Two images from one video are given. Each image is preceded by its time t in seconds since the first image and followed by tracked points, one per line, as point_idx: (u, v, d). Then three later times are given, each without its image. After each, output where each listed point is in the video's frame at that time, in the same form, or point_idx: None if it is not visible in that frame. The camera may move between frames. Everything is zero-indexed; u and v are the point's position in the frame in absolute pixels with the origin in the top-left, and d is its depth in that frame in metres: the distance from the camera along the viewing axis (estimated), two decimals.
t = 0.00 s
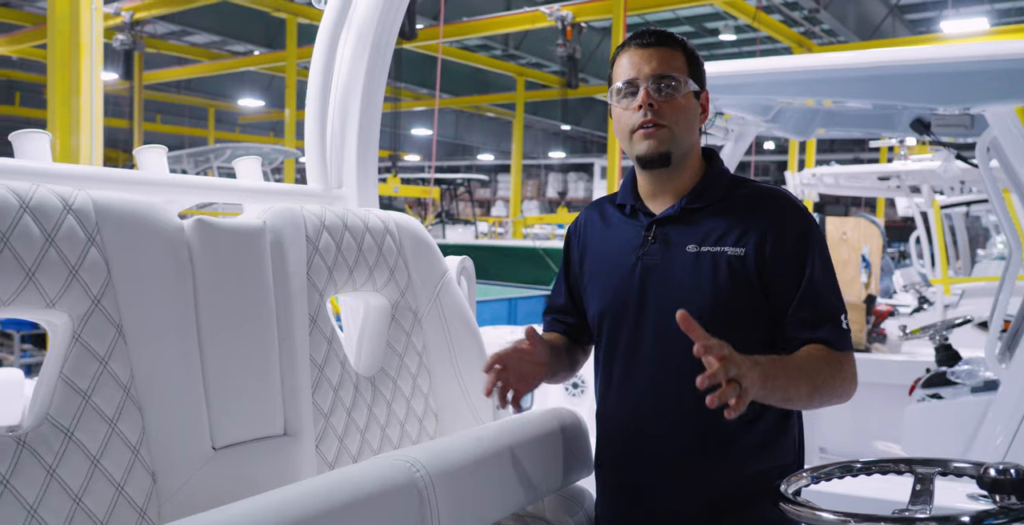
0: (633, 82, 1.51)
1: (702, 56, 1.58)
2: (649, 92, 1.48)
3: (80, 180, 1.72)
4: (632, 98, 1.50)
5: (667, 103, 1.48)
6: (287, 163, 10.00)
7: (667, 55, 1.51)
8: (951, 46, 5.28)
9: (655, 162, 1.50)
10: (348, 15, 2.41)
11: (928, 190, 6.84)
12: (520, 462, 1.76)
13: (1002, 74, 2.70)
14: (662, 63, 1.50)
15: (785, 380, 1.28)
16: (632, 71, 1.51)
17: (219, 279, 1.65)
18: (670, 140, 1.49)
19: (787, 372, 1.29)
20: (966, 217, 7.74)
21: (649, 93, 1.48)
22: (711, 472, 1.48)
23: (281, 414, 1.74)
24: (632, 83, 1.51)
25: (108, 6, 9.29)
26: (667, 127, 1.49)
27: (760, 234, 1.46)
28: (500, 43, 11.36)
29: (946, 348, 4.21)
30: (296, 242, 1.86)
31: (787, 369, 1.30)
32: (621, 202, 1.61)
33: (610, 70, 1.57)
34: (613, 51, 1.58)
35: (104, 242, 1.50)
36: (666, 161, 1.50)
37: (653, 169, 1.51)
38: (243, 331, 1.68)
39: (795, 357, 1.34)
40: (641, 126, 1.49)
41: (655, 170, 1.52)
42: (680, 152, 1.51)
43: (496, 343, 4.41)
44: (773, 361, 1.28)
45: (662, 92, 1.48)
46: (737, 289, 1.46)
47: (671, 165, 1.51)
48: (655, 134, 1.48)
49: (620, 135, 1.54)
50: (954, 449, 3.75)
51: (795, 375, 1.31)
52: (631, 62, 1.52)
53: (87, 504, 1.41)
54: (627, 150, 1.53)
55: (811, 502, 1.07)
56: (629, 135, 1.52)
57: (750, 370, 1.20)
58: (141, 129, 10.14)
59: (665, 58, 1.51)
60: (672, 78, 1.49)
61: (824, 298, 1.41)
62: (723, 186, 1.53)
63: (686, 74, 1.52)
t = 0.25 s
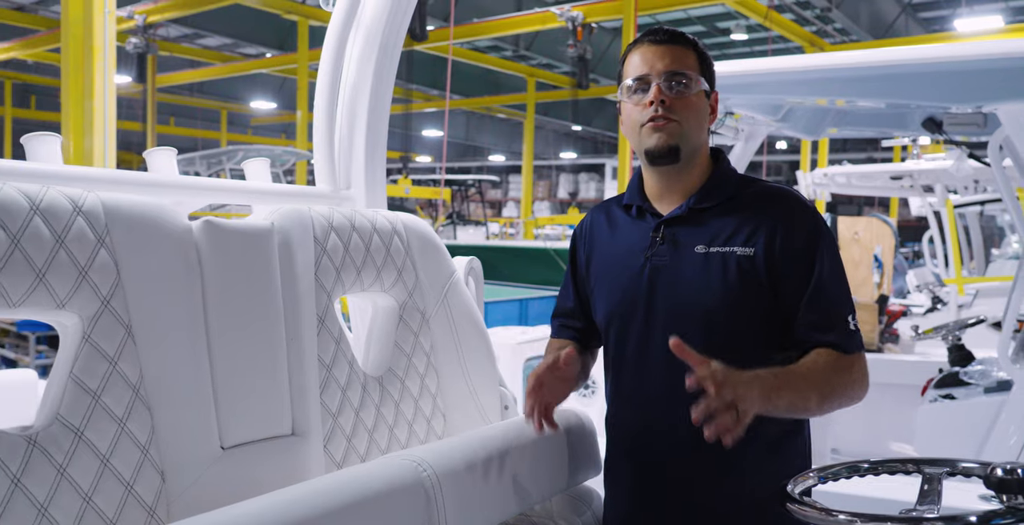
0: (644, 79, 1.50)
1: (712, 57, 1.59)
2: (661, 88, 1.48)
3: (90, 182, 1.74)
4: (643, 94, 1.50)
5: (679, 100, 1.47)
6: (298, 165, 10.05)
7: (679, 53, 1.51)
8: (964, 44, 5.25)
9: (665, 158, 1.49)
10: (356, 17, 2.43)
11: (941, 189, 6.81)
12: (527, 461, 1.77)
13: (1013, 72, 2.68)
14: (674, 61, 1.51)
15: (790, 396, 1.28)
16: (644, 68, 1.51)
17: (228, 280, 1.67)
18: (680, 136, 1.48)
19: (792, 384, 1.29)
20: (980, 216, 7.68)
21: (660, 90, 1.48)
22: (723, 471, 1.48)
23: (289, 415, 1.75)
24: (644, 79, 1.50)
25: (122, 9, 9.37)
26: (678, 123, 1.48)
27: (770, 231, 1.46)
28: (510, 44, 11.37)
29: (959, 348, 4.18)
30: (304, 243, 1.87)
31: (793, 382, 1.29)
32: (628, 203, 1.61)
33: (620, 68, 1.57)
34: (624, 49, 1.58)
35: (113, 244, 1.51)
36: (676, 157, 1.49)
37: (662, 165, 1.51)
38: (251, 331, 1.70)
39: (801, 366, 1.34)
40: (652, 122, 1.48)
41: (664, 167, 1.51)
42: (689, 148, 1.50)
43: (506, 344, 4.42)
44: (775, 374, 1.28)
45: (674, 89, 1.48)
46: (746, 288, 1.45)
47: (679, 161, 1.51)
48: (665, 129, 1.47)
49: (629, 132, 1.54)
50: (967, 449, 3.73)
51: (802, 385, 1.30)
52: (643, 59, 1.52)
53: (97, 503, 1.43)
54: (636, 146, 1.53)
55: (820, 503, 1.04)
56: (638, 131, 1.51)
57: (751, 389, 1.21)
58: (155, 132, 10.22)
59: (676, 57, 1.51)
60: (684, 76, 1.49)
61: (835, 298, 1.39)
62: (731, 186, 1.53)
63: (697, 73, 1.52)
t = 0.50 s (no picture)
0: (664, 78, 1.50)
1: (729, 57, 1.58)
2: (682, 88, 1.48)
3: (99, 184, 1.76)
4: (664, 93, 1.49)
5: (699, 100, 1.47)
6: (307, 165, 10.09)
7: (699, 52, 1.51)
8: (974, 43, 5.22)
9: (682, 158, 1.50)
10: (362, 18, 2.44)
11: (951, 188, 6.78)
12: (530, 461, 1.77)
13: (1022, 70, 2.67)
14: (695, 60, 1.50)
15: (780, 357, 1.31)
16: (665, 66, 1.51)
17: (233, 280, 1.68)
18: (699, 136, 1.49)
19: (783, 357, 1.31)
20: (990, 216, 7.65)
21: (682, 90, 1.48)
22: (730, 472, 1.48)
23: (295, 414, 1.76)
24: (664, 78, 1.50)
25: (131, 11, 9.42)
26: (697, 124, 1.49)
27: (779, 225, 1.47)
28: (518, 45, 11.39)
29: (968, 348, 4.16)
30: (310, 243, 1.88)
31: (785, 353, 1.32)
32: (637, 199, 1.61)
33: (637, 64, 1.57)
34: (641, 45, 1.57)
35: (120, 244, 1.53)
36: (693, 157, 1.50)
37: (678, 165, 1.51)
38: (257, 331, 1.71)
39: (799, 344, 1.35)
40: (671, 122, 1.48)
41: (681, 166, 1.51)
42: (706, 150, 1.51)
43: (513, 343, 4.42)
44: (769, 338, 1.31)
45: (695, 89, 1.48)
46: (754, 285, 1.46)
47: (696, 161, 1.51)
48: (683, 130, 1.48)
49: (646, 130, 1.54)
50: (975, 449, 3.71)
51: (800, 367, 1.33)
52: (663, 57, 1.51)
53: (104, 501, 1.44)
54: (652, 144, 1.53)
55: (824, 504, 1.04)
56: (656, 129, 1.51)
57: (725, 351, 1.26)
58: (164, 133, 10.27)
59: (697, 57, 1.51)
60: (704, 76, 1.49)
61: (842, 292, 1.40)
62: (739, 185, 1.54)
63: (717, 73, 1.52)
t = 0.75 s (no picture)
0: (679, 78, 1.49)
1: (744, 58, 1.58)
2: (698, 90, 1.47)
3: (107, 184, 1.78)
4: (677, 93, 1.49)
5: (714, 102, 1.47)
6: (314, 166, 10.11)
7: (716, 53, 1.50)
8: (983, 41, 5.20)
9: (692, 161, 1.49)
10: (367, 19, 2.45)
11: (960, 187, 6.74)
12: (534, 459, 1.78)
13: None
14: (711, 62, 1.49)
15: (777, 397, 1.34)
16: (681, 65, 1.49)
17: (239, 279, 1.69)
18: (710, 140, 1.49)
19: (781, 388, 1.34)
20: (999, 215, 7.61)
21: (698, 92, 1.47)
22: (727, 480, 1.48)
23: (300, 413, 1.77)
24: (679, 77, 1.49)
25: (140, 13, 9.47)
26: (710, 127, 1.48)
27: (785, 232, 1.47)
28: (525, 45, 11.39)
29: (976, 348, 4.14)
30: (315, 244, 1.89)
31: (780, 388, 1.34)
32: (640, 200, 1.61)
33: (650, 61, 1.55)
34: (655, 41, 1.55)
35: (127, 244, 1.54)
36: (704, 160, 1.50)
37: (687, 168, 1.51)
38: (262, 330, 1.72)
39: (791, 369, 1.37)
40: (684, 124, 1.48)
41: (690, 169, 1.51)
42: (717, 153, 1.51)
43: (519, 343, 4.42)
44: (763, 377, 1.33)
45: (710, 92, 1.47)
46: (757, 292, 1.46)
47: (706, 165, 1.51)
48: (696, 133, 1.48)
49: (656, 128, 1.53)
50: (983, 449, 3.69)
51: (795, 389, 1.35)
52: (679, 56, 1.50)
53: (111, 499, 1.45)
54: (663, 144, 1.52)
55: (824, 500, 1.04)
56: (668, 130, 1.50)
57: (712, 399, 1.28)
58: (173, 133, 10.31)
59: (713, 58, 1.50)
60: (720, 79, 1.48)
61: (853, 304, 1.44)
62: (743, 188, 1.53)
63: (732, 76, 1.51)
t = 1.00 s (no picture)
0: (684, 82, 1.49)
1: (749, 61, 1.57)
2: (703, 95, 1.47)
3: (118, 184, 1.79)
4: (683, 97, 1.49)
5: (719, 109, 1.47)
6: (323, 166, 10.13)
7: (722, 58, 1.50)
8: (993, 40, 5.17)
9: (694, 165, 1.50)
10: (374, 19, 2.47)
11: (970, 187, 6.71)
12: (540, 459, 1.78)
13: None
14: (717, 66, 1.49)
15: (759, 402, 1.39)
16: (687, 69, 1.49)
17: (248, 278, 1.70)
18: (713, 145, 1.49)
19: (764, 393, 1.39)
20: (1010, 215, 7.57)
21: (702, 98, 1.47)
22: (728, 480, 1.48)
23: (307, 411, 1.78)
24: (684, 81, 1.49)
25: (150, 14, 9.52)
26: (714, 133, 1.49)
27: (786, 234, 1.46)
28: (534, 45, 11.40)
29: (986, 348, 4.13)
30: (322, 244, 1.90)
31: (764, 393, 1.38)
32: (642, 201, 1.61)
33: (656, 62, 1.55)
34: (662, 41, 1.55)
35: (137, 244, 1.56)
36: (706, 165, 1.50)
37: (689, 172, 1.51)
38: (269, 328, 1.73)
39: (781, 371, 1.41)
40: (688, 128, 1.48)
41: (692, 173, 1.51)
42: (719, 157, 1.51)
43: (527, 343, 4.42)
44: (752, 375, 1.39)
45: (715, 98, 1.48)
46: (758, 295, 1.46)
47: (707, 170, 1.51)
48: (699, 138, 1.48)
49: (660, 131, 1.53)
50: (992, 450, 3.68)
51: (778, 394, 1.39)
52: (685, 59, 1.50)
53: (120, 496, 1.47)
54: (666, 147, 1.53)
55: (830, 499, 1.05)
56: (671, 133, 1.51)
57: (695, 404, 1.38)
58: (183, 134, 10.35)
59: (719, 62, 1.49)
60: (725, 84, 1.48)
61: (857, 304, 1.44)
62: (745, 189, 1.53)
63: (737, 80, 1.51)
